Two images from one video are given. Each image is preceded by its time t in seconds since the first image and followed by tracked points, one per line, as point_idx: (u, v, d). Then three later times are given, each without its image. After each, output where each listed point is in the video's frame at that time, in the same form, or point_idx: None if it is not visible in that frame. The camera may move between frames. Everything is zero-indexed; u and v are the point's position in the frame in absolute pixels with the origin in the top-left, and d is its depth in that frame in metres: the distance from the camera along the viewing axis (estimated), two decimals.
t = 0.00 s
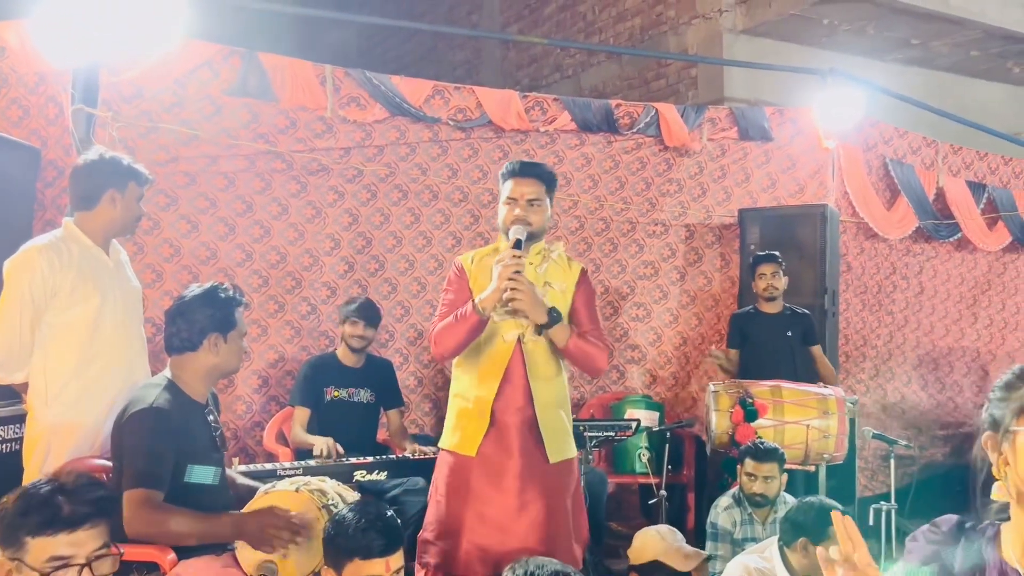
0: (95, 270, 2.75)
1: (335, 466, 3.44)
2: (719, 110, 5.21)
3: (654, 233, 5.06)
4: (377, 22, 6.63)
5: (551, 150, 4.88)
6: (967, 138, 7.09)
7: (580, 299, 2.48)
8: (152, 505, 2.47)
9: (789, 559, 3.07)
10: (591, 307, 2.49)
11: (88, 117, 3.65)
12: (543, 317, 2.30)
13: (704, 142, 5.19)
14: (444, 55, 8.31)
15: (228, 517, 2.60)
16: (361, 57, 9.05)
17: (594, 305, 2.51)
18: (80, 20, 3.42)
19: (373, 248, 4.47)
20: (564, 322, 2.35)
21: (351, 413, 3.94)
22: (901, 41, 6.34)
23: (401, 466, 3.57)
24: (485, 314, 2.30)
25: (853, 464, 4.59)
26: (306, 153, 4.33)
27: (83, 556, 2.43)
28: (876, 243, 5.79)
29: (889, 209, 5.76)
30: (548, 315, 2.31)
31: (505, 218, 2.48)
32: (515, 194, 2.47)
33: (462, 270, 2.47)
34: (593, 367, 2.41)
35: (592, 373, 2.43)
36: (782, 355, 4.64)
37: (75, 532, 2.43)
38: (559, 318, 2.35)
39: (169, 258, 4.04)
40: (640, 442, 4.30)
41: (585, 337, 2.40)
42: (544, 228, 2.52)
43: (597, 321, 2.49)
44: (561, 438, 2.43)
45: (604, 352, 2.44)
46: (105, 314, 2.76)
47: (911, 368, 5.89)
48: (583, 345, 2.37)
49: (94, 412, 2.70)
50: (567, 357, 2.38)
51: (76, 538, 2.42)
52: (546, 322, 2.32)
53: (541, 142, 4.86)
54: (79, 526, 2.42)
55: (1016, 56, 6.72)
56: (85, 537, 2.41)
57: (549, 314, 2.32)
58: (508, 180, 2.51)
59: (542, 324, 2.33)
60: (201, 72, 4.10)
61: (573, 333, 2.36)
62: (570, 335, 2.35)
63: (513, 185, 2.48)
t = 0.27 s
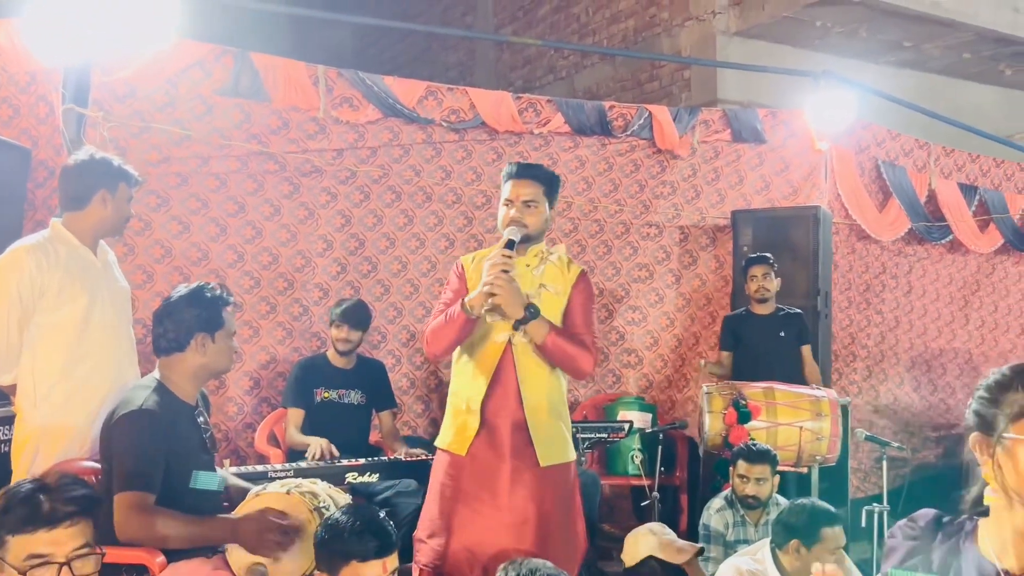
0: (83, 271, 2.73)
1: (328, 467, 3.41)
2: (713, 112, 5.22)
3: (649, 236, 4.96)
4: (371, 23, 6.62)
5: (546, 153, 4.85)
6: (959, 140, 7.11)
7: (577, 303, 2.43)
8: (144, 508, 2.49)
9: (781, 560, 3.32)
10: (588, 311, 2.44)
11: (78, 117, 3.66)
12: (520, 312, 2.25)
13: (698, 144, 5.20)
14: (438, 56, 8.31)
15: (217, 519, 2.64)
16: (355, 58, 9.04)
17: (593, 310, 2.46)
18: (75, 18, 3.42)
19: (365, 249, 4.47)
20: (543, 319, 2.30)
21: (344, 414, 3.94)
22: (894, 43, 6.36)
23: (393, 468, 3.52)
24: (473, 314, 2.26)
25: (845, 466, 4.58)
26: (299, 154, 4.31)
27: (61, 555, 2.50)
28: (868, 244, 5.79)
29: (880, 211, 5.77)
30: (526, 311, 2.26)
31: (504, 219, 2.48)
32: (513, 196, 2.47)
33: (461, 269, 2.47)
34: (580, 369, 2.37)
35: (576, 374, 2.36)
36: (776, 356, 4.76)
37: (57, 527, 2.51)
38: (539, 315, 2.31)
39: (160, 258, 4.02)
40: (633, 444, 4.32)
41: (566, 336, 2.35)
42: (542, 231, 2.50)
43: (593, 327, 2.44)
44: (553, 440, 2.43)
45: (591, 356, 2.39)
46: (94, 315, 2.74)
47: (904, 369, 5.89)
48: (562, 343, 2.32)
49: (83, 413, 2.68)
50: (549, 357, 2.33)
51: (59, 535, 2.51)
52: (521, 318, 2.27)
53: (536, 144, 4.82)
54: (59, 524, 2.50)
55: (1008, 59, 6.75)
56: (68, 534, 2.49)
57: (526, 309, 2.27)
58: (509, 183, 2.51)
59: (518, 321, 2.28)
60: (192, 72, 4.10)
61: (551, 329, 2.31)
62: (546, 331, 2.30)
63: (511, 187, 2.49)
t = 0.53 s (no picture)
0: (69, 278, 2.70)
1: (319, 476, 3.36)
2: (704, 119, 5.19)
3: (643, 244, 5.11)
4: (363, 28, 6.62)
5: (539, 160, 4.89)
6: (950, 147, 7.13)
7: (568, 311, 2.24)
8: (131, 519, 2.10)
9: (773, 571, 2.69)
10: (580, 317, 2.25)
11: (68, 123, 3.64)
12: (501, 317, 2.05)
13: (690, 152, 5.20)
14: (430, 62, 8.32)
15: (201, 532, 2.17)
16: (346, 64, 9.04)
17: (586, 319, 2.27)
18: (75, 18, 3.43)
19: (357, 256, 4.47)
20: (525, 322, 2.09)
21: (333, 423, 3.90)
22: (885, 51, 6.38)
23: (385, 476, 3.53)
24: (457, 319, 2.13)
25: (836, 473, 4.58)
26: (290, 160, 4.30)
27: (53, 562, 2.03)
28: (859, 251, 5.81)
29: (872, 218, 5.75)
30: (506, 315, 2.06)
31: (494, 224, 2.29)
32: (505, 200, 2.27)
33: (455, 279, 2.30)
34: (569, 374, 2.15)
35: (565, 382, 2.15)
36: (765, 365, 4.62)
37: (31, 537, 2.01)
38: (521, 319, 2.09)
39: (150, 265, 4.00)
40: (626, 452, 4.26)
41: (551, 340, 2.13)
42: (533, 239, 2.30)
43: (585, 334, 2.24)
44: (544, 449, 2.17)
45: (580, 362, 2.16)
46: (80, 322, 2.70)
47: (895, 376, 5.95)
48: (546, 347, 2.10)
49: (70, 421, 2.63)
50: (535, 362, 2.11)
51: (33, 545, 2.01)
52: (502, 321, 2.07)
53: (529, 152, 4.86)
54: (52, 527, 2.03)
55: (998, 66, 6.77)
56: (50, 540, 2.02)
57: (507, 312, 2.07)
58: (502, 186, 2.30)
59: (499, 324, 2.08)
60: (184, 78, 4.05)
61: (536, 333, 2.09)
62: (529, 336, 2.08)
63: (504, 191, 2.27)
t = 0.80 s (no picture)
0: (62, 287, 2.68)
1: (313, 489, 3.35)
2: (698, 131, 5.21)
3: (639, 257, 5.12)
4: (356, 39, 6.62)
5: (534, 171, 4.89)
6: (940, 160, 7.17)
7: (567, 322, 2.24)
8: (128, 534, 2.06)
9: None
10: (579, 328, 2.25)
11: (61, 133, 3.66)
12: (506, 322, 2.06)
13: (684, 163, 5.21)
14: (423, 73, 8.33)
15: (199, 548, 2.14)
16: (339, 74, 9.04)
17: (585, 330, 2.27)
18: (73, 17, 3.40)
19: (351, 267, 4.46)
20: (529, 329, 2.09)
21: (328, 435, 3.88)
22: (876, 63, 6.42)
23: (380, 488, 3.51)
24: (453, 333, 2.11)
25: (831, 485, 4.58)
26: (284, 171, 4.29)
27: None
28: (852, 263, 5.83)
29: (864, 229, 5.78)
30: (511, 321, 2.07)
31: (494, 235, 2.29)
32: (506, 210, 2.28)
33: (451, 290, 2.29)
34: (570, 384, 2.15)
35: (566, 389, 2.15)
36: (759, 376, 4.62)
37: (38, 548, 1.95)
38: (525, 326, 2.10)
39: (142, 276, 3.97)
40: (620, 463, 4.26)
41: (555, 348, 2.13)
42: (533, 249, 2.31)
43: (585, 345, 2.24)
44: (543, 460, 2.16)
45: (582, 371, 2.17)
46: (73, 332, 2.68)
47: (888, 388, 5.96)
48: (550, 355, 2.11)
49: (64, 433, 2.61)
50: (538, 370, 2.11)
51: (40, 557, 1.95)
52: (508, 328, 2.07)
53: (524, 163, 4.86)
54: (60, 540, 1.96)
55: (988, 80, 6.82)
56: (56, 552, 1.96)
57: (512, 319, 2.08)
58: (501, 197, 2.32)
59: (504, 331, 2.08)
60: (178, 88, 4.04)
61: (540, 341, 2.10)
62: (534, 343, 2.09)
63: (504, 201, 2.29)
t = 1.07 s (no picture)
0: (58, 300, 2.67)
1: (312, 502, 3.33)
2: (695, 143, 5.22)
3: (639, 270, 5.13)
4: (353, 51, 6.64)
5: (531, 183, 4.90)
6: (935, 171, 7.20)
7: (570, 334, 2.26)
8: (125, 548, 2.05)
9: None
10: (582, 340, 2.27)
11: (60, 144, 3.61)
12: (517, 334, 2.06)
13: (681, 175, 5.22)
14: (419, 85, 8.35)
15: (200, 561, 2.13)
16: (335, 86, 9.06)
17: (587, 342, 2.29)
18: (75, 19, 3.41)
19: (349, 279, 4.45)
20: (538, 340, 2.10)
21: (325, 447, 3.86)
22: (871, 76, 6.45)
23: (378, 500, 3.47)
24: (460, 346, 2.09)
25: (829, 497, 4.58)
26: (282, 183, 4.29)
27: None
28: (849, 274, 5.84)
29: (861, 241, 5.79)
30: (522, 332, 2.07)
31: (496, 248, 2.29)
32: (508, 223, 2.29)
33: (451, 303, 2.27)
34: (575, 396, 2.16)
35: (570, 401, 2.16)
36: (756, 388, 4.62)
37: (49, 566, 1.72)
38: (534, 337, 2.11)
39: (139, 287, 3.96)
40: (619, 476, 4.22)
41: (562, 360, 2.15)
42: (536, 261, 2.33)
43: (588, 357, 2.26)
44: (549, 472, 2.16)
45: (587, 382, 2.18)
46: (69, 345, 2.66)
47: (885, 399, 5.97)
48: (558, 368, 2.12)
49: (61, 446, 2.58)
50: (547, 382, 2.12)
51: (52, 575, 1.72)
52: (519, 339, 2.08)
53: (521, 175, 4.87)
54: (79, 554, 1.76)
55: (982, 92, 6.86)
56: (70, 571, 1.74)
57: (522, 331, 2.09)
58: (502, 210, 2.33)
59: (514, 342, 2.09)
60: (177, 99, 4.04)
61: (549, 352, 2.11)
62: (544, 356, 2.09)
63: (506, 215, 2.30)
